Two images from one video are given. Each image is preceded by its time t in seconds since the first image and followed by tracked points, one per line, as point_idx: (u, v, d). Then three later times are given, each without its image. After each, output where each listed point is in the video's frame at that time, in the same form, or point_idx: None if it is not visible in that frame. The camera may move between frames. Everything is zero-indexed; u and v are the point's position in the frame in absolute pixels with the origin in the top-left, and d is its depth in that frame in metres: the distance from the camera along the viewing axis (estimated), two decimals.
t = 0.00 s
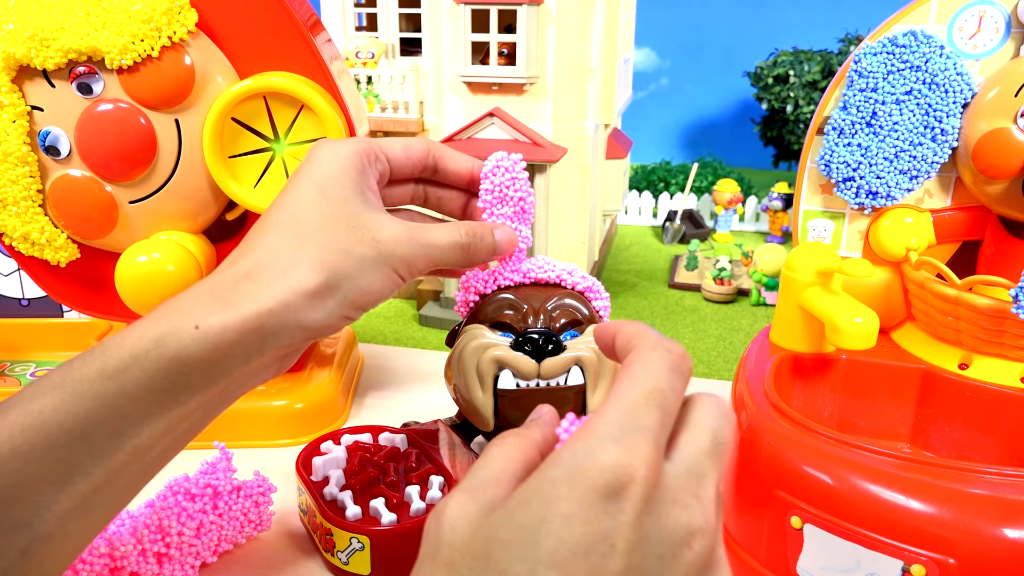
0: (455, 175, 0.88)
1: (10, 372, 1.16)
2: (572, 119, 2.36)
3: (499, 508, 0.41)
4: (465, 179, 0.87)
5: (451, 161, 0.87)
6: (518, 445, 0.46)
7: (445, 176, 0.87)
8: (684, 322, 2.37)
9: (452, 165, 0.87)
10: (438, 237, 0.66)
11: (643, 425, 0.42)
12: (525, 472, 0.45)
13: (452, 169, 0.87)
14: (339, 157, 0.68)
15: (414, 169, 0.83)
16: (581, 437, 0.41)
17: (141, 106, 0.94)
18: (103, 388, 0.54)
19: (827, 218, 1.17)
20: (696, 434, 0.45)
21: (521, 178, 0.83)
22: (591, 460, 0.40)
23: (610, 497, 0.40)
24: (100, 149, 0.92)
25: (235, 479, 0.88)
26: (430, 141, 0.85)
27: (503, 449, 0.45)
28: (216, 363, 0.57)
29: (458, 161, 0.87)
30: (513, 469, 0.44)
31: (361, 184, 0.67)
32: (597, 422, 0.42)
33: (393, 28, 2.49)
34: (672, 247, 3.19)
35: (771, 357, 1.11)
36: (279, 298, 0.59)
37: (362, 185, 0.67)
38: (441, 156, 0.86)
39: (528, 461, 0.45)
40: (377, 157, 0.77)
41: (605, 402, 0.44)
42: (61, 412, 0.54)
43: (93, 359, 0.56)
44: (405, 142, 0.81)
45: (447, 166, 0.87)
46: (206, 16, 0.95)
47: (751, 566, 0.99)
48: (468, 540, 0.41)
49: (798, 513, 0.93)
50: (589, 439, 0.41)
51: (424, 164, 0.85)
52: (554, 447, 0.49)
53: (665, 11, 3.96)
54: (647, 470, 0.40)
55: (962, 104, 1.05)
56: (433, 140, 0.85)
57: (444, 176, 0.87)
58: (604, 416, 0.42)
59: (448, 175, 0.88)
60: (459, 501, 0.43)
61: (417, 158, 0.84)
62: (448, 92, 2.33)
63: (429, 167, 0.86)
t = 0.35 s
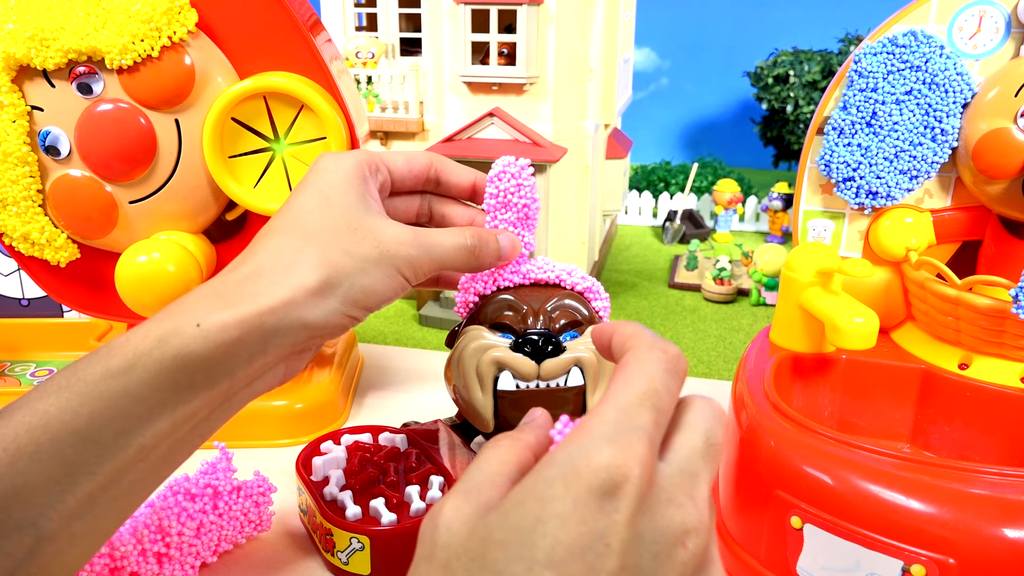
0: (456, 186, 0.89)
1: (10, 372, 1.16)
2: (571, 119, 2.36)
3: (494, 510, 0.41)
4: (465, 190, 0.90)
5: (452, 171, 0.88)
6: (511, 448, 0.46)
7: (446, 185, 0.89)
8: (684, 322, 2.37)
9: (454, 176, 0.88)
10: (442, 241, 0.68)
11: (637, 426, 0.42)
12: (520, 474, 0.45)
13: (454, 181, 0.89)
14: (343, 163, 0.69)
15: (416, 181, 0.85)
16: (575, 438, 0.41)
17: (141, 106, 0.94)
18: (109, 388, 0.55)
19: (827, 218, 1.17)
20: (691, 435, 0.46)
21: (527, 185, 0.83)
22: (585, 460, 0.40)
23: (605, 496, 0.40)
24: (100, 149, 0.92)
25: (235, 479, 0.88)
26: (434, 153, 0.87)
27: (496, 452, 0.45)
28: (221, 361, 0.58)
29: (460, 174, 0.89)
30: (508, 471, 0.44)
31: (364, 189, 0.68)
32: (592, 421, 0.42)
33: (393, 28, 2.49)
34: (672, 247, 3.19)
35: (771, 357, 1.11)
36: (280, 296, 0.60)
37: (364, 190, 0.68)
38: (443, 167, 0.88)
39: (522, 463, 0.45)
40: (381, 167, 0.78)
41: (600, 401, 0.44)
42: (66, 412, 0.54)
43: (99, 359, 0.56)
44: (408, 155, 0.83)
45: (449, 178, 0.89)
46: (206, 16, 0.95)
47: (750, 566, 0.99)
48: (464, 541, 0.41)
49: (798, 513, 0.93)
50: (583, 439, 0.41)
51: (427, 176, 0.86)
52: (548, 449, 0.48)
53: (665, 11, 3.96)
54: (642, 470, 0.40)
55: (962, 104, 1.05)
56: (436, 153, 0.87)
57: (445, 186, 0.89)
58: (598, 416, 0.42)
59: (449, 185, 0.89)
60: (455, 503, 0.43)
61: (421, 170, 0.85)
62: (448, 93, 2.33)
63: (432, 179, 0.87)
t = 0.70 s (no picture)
0: (449, 192, 0.90)
1: (10, 372, 1.16)
2: (571, 119, 2.35)
3: (492, 511, 0.41)
4: (458, 196, 0.91)
5: (444, 177, 0.89)
6: (508, 450, 0.46)
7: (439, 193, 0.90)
8: (684, 322, 2.37)
9: (446, 182, 0.89)
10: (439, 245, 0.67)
11: (634, 427, 0.42)
12: (517, 476, 0.45)
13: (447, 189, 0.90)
14: (335, 176, 0.70)
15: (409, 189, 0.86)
16: (573, 440, 0.42)
17: (141, 106, 0.94)
18: (103, 394, 0.55)
19: (827, 218, 1.17)
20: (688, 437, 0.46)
21: (514, 188, 0.83)
22: (583, 461, 0.40)
23: (603, 496, 0.40)
24: (100, 149, 0.92)
25: (235, 479, 0.88)
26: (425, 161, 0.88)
27: (493, 455, 0.45)
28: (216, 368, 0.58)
29: (453, 180, 0.90)
30: (505, 474, 0.44)
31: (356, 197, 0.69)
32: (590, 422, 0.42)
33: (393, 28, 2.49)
34: (672, 247, 3.19)
35: (771, 357, 1.11)
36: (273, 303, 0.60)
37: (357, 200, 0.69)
38: (435, 174, 0.89)
39: (520, 465, 0.45)
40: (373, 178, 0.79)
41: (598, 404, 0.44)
42: (62, 418, 0.54)
43: (95, 367, 0.56)
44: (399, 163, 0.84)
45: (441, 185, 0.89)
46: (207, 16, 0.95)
47: (750, 567, 0.99)
48: (462, 543, 0.41)
49: (798, 513, 0.93)
50: (582, 440, 0.41)
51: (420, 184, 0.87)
52: (545, 451, 0.48)
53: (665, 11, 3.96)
54: (639, 471, 0.40)
55: (962, 104, 1.05)
56: (427, 160, 0.88)
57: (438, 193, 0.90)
58: (596, 417, 0.42)
59: (442, 193, 0.90)
60: (452, 505, 0.43)
61: (413, 178, 0.86)
62: (448, 93, 2.33)
63: (424, 186, 0.88)
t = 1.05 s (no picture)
0: (447, 179, 0.90)
1: (10, 372, 1.16)
2: (571, 119, 2.35)
3: (491, 512, 0.41)
4: (454, 182, 0.90)
5: (440, 163, 0.89)
6: (506, 454, 0.46)
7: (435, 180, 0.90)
8: (684, 322, 2.37)
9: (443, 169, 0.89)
10: (433, 217, 0.66)
11: (632, 429, 0.42)
12: (515, 479, 0.45)
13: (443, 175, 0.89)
14: (329, 165, 0.70)
15: (404, 177, 0.86)
16: (572, 441, 0.42)
17: (141, 106, 0.94)
18: (108, 383, 0.55)
19: (827, 218, 1.17)
20: (686, 440, 0.46)
21: (513, 184, 0.83)
22: (582, 462, 0.40)
23: (601, 497, 0.40)
24: (100, 149, 0.92)
25: (235, 480, 0.88)
26: (421, 147, 0.87)
27: (491, 458, 0.45)
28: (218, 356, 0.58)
29: (448, 166, 0.89)
30: (502, 477, 0.44)
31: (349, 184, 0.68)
32: (587, 424, 0.43)
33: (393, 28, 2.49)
34: (672, 247, 3.19)
35: (771, 357, 1.11)
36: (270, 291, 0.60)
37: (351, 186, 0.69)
38: (431, 159, 0.88)
39: (518, 468, 0.45)
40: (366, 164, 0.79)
41: (595, 406, 0.44)
42: (66, 408, 0.53)
43: (96, 357, 0.56)
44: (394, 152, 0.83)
45: (437, 172, 0.89)
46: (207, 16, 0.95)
47: (750, 566, 0.99)
48: (460, 544, 0.41)
49: (798, 513, 0.93)
50: (580, 441, 0.41)
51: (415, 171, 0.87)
52: (543, 455, 0.48)
53: (665, 11, 3.96)
54: (637, 472, 0.41)
55: (962, 104, 1.05)
56: (423, 146, 0.87)
57: (435, 179, 0.90)
58: (595, 418, 0.42)
59: (439, 179, 0.90)
60: (451, 507, 0.42)
61: (408, 165, 0.86)
62: (447, 93, 2.33)
63: (419, 173, 0.88)
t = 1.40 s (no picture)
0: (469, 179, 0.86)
1: (10, 372, 1.16)
2: (572, 119, 2.35)
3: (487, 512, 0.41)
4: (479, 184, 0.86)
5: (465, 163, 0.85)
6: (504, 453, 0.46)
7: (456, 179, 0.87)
8: (684, 322, 2.37)
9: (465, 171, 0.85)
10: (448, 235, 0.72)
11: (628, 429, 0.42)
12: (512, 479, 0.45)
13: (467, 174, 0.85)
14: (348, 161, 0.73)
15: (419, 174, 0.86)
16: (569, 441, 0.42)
17: (141, 106, 0.94)
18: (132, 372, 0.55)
19: (827, 218, 1.17)
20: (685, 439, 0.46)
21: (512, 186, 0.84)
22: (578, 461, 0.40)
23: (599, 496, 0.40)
24: (100, 149, 0.92)
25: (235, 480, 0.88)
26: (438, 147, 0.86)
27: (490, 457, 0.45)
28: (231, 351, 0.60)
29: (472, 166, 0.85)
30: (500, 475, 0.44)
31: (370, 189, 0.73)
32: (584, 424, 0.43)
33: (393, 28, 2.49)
34: (672, 247, 3.19)
35: (771, 357, 1.11)
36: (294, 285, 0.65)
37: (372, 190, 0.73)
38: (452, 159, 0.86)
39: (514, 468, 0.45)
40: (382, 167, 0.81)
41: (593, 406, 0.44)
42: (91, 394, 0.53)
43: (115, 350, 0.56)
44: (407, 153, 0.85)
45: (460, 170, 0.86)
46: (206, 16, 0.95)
47: (750, 567, 0.99)
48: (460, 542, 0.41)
49: (798, 513, 0.93)
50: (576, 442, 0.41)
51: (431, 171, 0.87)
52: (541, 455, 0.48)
53: (665, 11, 3.95)
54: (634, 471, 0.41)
55: (962, 104, 1.05)
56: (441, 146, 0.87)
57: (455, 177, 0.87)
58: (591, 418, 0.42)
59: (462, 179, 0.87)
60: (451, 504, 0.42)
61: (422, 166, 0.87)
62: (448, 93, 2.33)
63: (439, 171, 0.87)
